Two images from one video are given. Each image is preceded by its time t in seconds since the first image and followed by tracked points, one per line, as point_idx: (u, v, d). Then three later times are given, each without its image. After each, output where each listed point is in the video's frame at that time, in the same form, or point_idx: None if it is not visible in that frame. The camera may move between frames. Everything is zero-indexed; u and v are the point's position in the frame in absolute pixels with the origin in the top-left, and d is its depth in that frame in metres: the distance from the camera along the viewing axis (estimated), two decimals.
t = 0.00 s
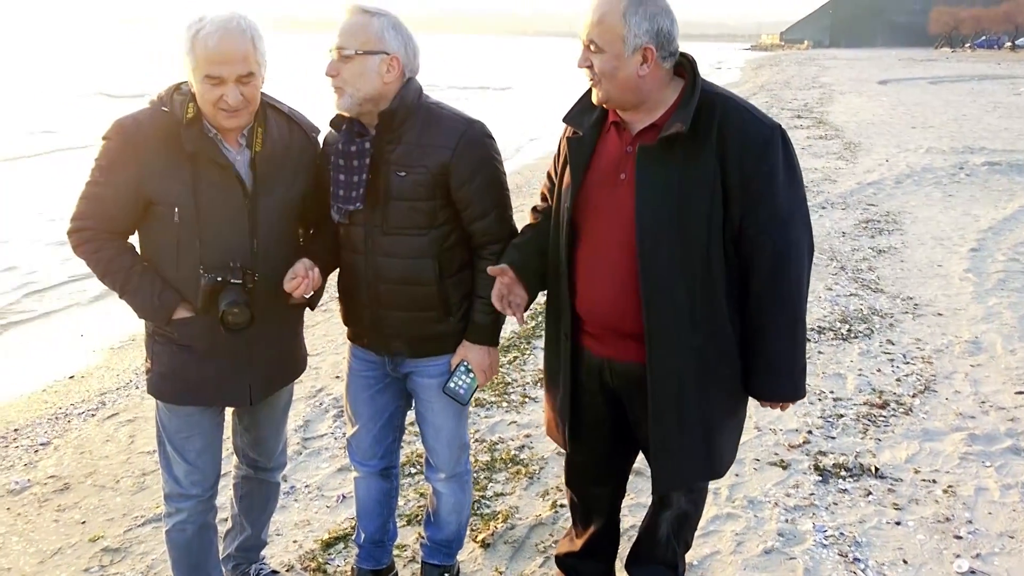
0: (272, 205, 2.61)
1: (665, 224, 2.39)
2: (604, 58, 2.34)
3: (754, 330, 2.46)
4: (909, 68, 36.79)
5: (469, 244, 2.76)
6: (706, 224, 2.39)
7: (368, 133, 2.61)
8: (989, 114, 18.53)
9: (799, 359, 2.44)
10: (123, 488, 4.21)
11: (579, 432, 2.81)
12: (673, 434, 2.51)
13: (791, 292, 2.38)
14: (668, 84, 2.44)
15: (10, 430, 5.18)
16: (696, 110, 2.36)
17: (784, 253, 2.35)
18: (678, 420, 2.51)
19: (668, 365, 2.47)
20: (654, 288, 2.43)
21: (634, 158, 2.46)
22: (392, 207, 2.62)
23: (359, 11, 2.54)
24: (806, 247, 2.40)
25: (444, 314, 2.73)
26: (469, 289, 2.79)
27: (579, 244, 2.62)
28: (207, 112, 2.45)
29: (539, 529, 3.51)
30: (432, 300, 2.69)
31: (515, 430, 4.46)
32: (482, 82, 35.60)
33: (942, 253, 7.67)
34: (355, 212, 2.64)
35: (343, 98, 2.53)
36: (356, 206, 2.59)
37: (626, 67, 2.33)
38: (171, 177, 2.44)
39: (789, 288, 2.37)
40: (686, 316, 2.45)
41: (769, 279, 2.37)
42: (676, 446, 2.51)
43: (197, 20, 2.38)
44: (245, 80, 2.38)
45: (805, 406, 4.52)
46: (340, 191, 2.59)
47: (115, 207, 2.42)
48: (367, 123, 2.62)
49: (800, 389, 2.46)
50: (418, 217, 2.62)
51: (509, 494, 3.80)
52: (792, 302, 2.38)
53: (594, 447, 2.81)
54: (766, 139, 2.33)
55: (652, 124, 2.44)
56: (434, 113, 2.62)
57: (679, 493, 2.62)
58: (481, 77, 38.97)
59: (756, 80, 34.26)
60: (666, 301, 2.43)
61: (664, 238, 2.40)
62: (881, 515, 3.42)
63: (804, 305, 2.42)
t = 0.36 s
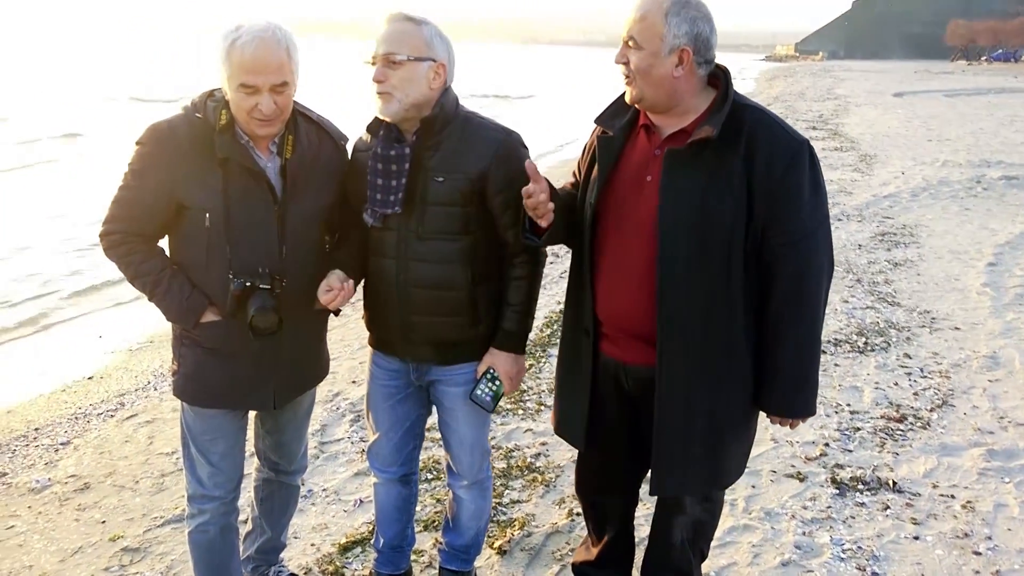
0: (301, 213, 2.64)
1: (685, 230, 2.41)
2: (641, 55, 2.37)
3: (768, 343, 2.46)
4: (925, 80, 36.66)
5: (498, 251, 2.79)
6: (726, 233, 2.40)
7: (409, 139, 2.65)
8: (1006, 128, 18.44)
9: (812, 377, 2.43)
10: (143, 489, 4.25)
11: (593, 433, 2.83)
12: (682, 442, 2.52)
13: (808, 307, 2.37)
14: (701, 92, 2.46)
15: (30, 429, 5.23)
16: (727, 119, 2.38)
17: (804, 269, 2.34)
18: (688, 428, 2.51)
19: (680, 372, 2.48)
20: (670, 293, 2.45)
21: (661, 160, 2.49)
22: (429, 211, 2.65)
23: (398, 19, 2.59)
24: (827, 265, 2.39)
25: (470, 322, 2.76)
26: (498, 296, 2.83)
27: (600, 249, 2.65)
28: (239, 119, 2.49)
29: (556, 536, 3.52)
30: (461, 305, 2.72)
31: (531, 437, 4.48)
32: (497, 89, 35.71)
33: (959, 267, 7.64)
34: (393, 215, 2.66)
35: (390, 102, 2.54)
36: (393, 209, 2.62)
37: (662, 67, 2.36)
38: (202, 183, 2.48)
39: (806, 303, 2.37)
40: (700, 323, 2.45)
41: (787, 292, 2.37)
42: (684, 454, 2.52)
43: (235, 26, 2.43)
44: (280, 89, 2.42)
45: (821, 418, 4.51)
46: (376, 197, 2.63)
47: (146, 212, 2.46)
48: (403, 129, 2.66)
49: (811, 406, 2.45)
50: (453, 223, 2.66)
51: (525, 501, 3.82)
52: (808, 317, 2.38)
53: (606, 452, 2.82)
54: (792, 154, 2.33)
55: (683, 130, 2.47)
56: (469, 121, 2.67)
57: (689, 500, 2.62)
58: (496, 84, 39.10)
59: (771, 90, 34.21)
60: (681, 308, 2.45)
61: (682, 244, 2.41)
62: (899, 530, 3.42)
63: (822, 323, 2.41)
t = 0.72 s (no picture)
0: (315, 223, 2.67)
1: (698, 243, 2.41)
2: (664, 61, 2.39)
3: (780, 360, 2.45)
4: (937, 95, 36.57)
5: (520, 259, 2.84)
6: (740, 248, 2.40)
7: (445, 150, 2.70)
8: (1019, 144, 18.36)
9: (824, 395, 2.41)
10: (154, 496, 4.27)
11: (603, 446, 2.83)
12: (690, 456, 2.51)
13: (821, 325, 2.36)
14: (720, 106, 2.47)
15: (43, 435, 5.26)
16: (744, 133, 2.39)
17: (818, 286, 2.34)
18: (697, 442, 2.50)
19: (690, 386, 2.48)
20: (682, 306, 2.45)
21: (677, 173, 2.50)
22: (465, 218, 2.70)
23: (440, 28, 2.66)
24: (841, 283, 2.38)
25: (491, 331, 2.79)
26: (521, 308, 2.87)
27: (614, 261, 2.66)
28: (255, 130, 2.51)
29: (567, 549, 3.51)
30: (489, 313, 2.78)
31: (541, 449, 4.47)
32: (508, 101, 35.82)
33: (972, 283, 7.60)
34: (431, 222, 2.70)
35: (438, 108, 2.58)
36: (434, 215, 2.67)
37: (683, 75, 2.37)
38: (219, 193, 2.50)
39: (819, 321, 2.36)
40: (712, 337, 2.45)
41: (800, 309, 2.36)
42: (692, 469, 2.51)
43: (255, 36, 2.46)
44: (296, 100, 2.44)
45: (834, 434, 4.49)
46: (417, 203, 2.67)
47: (163, 221, 2.48)
48: (438, 139, 2.72)
49: (822, 425, 2.43)
50: (488, 231, 2.72)
51: (536, 513, 3.81)
52: (821, 335, 2.36)
53: (616, 465, 2.82)
54: (810, 170, 2.33)
55: (701, 142, 2.47)
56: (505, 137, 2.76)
57: (697, 515, 2.60)
58: (507, 95, 39.22)
59: (782, 104, 34.18)
60: (693, 322, 2.45)
61: (695, 258, 2.42)
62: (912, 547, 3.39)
63: (835, 341, 2.40)
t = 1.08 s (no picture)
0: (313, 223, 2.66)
1: (693, 250, 2.41)
2: (663, 60, 2.39)
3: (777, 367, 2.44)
4: (937, 104, 36.62)
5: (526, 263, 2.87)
6: (736, 254, 2.39)
7: (462, 157, 2.72)
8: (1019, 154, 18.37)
9: (821, 402, 2.39)
10: (150, 497, 4.25)
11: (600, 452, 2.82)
12: (686, 463, 2.49)
13: (817, 331, 2.34)
14: (717, 111, 2.47)
15: (40, 435, 5.25)
16: (739, 138, 2.39)
17: (815, 293, 2.32)
18: (693, 448, 2.49)
19: (686, 393, 2.47)
20: (677, 312, 2.44)
21: (672, 177, 2.50)
22: (487, 225, 2.73)
23: (454, 31, 2.65)
24: (838, 290, 2.36)
25: (502, 336, 2.82)
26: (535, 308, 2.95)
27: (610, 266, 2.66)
28: (253, 130, 2.51)
29: (564, 554, 3.49)
30: (503, 317, 2.81)
31: (539, 453, 4.46)
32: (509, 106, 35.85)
33: (972, 292, 7.60)
34: (451, 228, 2.70)
35: (468, 113, 2.59)
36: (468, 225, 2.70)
37: (681, 75, 2.37)
38: (216, 192, 2.50)
39: (815, 328, 2.34)
40: (707, 344, 2.44)
41: (796, 316, 2.35)
42: (687, 476, 2.50)
43: (254, 34, 2.46)
44: (294, 99, 2.44)
45: (833, 441, 4.48)
46: (431, 210, 2.67)
47: (160, 220, 2.47)
48: (452, 145, 2.73)
49: (819, 433, 2.41)
50: (505, 237, 2.76)
51: (533, 518, 3.80)
52: (817, 342, 2.34)
53: (611, 471, 2.80)
54: (807, 177, 2.31)
55: (696, 147, 2.46)
56: (516, 145, 2.81)
57: (694, 522, 2.59)
58: (509, 100, 39.27)
59: (783, 111, 34.20)
60: (689, 328, 2.44)
61: (690, 264, 2.42)
62: (911, 556, 3.38)
63: (832, 348, 2.38)
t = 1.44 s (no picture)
0: (299, 219, 2.66)
1: (675, 249, 2.40)
2: (648, 57, 2.38)
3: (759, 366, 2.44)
4: (927, 105, 36.80)
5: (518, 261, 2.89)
6: (717, 254, 2.39)
7: (460, 157, 2.69)
8: (1008, 154, 18.49)
9: (802, 401, 2.40)
10: (137, 496, 4.23)
11: (584, 450, 2.82)
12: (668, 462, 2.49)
13: (799, 330, 2.34)
14: (701, 107, 2.47)
15: (26, 434, 5.21)
16: (722, 137, 2.39)
17: (797, 293, 2.32)
18: (675, 447, 2.49)
19: (667, 392, 2.46)
20: (659, 312, 2.44)
21: (654, 175, 2.50)
22: (485, 226, 2.74)
23: (448, 28, 2.64)
24: (820, 290, 2.36)
25: (495, 335, 2.84)
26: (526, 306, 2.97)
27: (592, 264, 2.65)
28: (238, 124, 2.50)
29: (552, 553, 3.49)
30: (495, 317, 2.83)
31: (529, 452, 4.45)
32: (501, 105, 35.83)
33: (960, 291, 7.63)
34: (453, 231, 2.69)
35: (471, 112, 2.57)
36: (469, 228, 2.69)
37: (665, 72, 2.36)
38: (202, 186, 2.48)
39: (796, 327, 2.35)
40: (688, 343, 2.44)
41: (778, 317, 2.35)
42: (670, 476, 2.50)
43: (238, 29, 2.46)
44: (280, 93, 2.43)
45: (821, 440, 4.49)
46: (430, 212, 2.65)
47: (146, 215, 2.45)
48: (449, 146, 2.70)
49: (800, 431, 2.42)
50: (501, 237, 2.78)
51: (522, 517, 3.79)
52: (798, 342, 2.35)
53: (594, 468, 2.81)
54: (789, 177, 2.31)
55: (679, 145, 2.47)
56: (510, 143, 2.82)
57: (679, 520, 2.59)
58: (501, 100, 39.25)
59: (774, 112, 34.28)
60: (671, 327, 2.44)
61: (672, 263, 2.41)
62: (898, 553, 3.39)
63: (813, 347, 2.39)
